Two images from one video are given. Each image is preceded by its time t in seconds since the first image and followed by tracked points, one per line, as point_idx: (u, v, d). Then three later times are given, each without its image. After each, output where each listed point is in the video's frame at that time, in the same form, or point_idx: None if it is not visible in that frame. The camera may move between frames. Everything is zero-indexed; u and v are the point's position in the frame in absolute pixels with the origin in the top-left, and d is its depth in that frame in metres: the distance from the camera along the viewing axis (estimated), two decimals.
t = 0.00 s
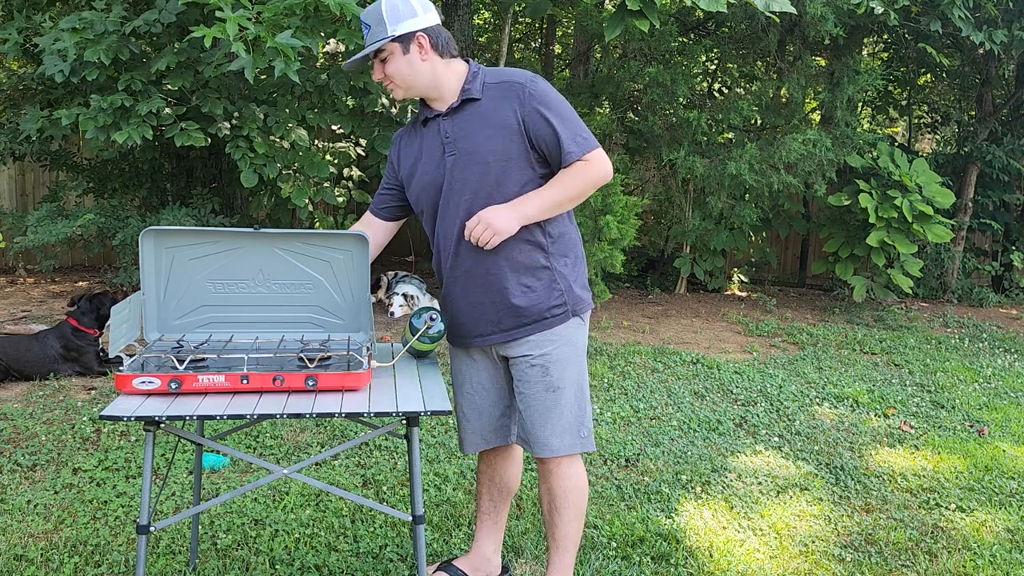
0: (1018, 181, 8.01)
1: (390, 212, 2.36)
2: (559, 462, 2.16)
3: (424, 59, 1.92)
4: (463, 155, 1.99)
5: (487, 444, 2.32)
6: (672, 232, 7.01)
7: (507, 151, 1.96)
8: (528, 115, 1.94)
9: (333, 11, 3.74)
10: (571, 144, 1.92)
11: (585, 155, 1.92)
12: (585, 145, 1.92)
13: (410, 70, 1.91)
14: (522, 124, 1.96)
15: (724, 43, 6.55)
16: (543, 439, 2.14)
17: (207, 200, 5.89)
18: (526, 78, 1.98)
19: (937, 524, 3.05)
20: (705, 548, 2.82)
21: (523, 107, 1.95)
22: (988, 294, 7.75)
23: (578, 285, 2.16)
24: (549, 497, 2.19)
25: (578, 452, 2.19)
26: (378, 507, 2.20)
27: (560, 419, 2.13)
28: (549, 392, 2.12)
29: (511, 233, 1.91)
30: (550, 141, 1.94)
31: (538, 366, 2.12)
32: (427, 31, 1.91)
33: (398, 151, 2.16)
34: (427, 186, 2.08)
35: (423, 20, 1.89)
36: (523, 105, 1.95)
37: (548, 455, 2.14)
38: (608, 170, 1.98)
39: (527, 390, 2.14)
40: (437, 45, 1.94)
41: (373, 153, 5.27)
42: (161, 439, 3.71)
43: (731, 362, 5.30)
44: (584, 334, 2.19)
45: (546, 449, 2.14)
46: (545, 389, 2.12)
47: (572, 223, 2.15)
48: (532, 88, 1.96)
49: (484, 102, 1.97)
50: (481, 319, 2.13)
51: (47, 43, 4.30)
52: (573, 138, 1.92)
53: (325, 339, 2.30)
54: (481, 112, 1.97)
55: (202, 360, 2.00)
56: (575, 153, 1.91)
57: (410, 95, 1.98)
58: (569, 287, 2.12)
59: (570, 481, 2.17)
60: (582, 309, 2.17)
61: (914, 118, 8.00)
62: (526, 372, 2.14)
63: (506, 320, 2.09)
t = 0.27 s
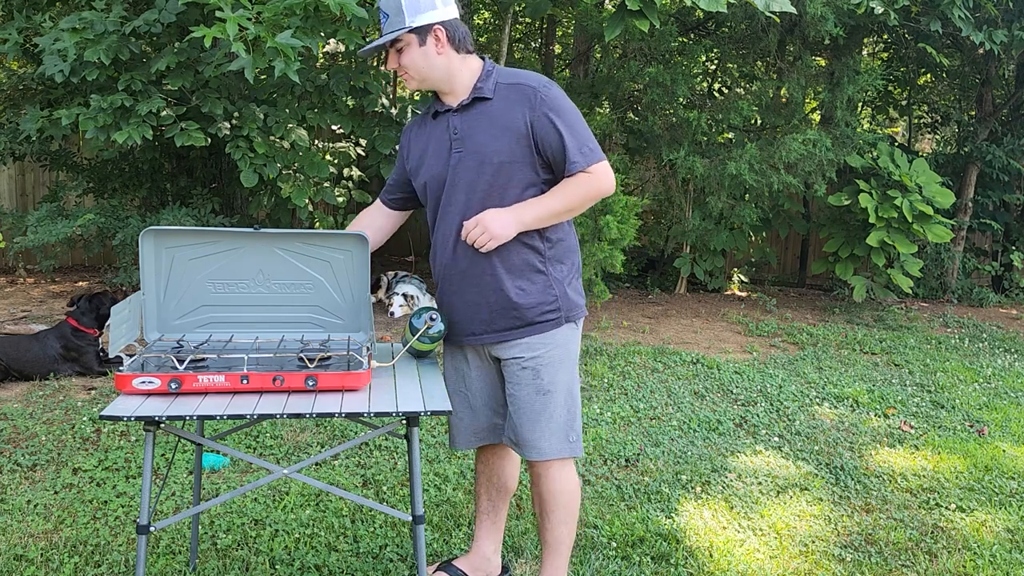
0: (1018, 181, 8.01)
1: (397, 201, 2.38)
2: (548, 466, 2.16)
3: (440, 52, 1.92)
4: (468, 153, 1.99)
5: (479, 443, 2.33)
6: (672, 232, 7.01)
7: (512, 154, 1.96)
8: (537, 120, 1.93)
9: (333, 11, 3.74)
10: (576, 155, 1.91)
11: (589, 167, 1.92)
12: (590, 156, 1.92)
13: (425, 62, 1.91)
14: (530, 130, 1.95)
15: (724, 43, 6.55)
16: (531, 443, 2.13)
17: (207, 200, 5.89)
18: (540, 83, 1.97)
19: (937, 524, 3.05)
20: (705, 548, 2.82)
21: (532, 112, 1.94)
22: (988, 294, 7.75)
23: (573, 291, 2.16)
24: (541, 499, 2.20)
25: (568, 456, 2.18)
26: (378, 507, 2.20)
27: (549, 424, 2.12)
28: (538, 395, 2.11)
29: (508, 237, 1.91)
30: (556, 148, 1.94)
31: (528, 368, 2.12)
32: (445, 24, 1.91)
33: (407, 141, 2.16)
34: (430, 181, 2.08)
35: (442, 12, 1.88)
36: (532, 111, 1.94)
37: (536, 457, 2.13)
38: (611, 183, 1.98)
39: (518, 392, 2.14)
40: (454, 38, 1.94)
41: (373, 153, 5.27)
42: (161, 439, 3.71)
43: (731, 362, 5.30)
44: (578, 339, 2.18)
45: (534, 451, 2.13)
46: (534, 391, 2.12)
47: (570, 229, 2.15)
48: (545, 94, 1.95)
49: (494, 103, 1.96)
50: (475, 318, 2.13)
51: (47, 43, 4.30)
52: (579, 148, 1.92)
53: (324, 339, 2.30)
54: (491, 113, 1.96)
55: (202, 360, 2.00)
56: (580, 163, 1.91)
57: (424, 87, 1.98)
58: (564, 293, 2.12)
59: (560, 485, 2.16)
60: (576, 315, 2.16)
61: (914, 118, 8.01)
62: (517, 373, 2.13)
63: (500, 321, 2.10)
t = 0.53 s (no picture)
0: (1018, 181, 8.01)
1: (416, 182, 2.41)
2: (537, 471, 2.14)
3: (468, 46, 1.92)
4: (476, 151, 1.99)
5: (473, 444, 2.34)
6: (672, 232, 7.01)
7: (517, 160, 1.95)
8: (547, 131, 1.91)
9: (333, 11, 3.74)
10: (580, 172, 1.89)
11: (592, 186, 1.89)
12: (595, 176, 1.89)
13: (453, 54, 1.92)
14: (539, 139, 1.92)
15: (724, 43, 6.54)
16: (516, 447, 2.12)
17: (207, 200, 5.89)
18: (560, 93, 1.93)
19: (937, 524, 3.05)
20: (705, 548, 2.82)
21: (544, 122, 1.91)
22: (988, 294, 7.75)
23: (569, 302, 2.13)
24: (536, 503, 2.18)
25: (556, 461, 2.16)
26: (378, 507, 2.20)
27: (534, 429, 2.10)
28: (523, 399, 2.11)
29: (498, 244, 1.91)
30: (562, 161, 1.91)
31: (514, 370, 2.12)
32: (477, 18, 1.91)
33: (426, 128, 2.17)
34: (440, 171, 2.10)
35: (474, 5, 1.88)
36: (544, 121, 1.91)
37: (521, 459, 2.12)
38: (614, 206, 1.94)
39: (505, 393, 2.14)
40: (485, 33, 1.94)
41: (373, 153, 5.27)
42: (161, 439, 3.71)
43: (731, 362, 5.30)
44: (570, 347, 2.16)
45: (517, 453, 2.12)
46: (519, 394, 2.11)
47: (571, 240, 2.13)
48: (561, 105, 1.91)
49: (510, 106, 1.95)
50: (470, 317, 2.14)
51: (47, 43, 4.30)
52: (585, 166, 1.88)
53: (324, 339, 2.30)
54: (504, 116, 1.95)
55: (202, 360, 2.00)
56: (583, 182, 1.88)
57: (449, 79, 1.98)
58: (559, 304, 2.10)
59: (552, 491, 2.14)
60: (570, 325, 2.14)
61: (914, 118, 8.00)
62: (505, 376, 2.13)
63: (492, 322, 2.10)
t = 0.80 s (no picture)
0: (1018, 181, 8.01)
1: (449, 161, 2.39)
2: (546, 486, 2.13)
3: (516, 41, 1.92)
4: (497, 150, 1.98)
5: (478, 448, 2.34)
6: (672, 233, 7.01)
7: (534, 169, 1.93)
8: (569, 146, 1.89)
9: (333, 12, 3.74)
10: (595, 195, 1.86)
11: (604, 211, 1.87)
12: (608, 202, 1.86)
13: (499, 49, 1.91)
14: (560, 152, 1.90)
15: (724, 43, 6.54)
16: (522, 462, 2.11)
17: (207, 200, 5.89)
18: (592, 108, 1.90)
19: (937, 524, 3.05)
20: (705, 548, 2.82)
21: (569, 134, 1.89)
22: (988, 294, 7.75)
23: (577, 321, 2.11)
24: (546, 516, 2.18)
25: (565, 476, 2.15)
26: (378, 507, 2.20)
27: (540, 444, 2.09)
28: (530, 414, 2.09)
29: (498, 253, 1.91)
30: (580, 179, 1.88)
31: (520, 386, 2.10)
32: (527, 15, 1.90)
33: (462, 117, 2.17)
34: (464, 162, 2.10)
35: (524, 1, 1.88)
36: (568, 135, 1.89)
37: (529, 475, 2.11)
38: (626, 234, 1.91)
39: (512, 406, 2.12)
40: (533, 30, 1.94)
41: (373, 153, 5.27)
42: (162, 439, 3.71)
43: (731, 362, 5.30)
44: (579, 362, 2.13)
45: (524, 468, 2.11)
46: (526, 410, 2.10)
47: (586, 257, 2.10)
48: (590, 121, 1.88)
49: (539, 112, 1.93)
50: (478, 317, 2.14)
51: (47, 43, 4.30)
52: (601, 189, 1.86)
53: (324, 339, 2.30)
54: (531, 122, 1.93)
55: (202, 360, 2.00)
56: (595, 205, 1.86)
57: (491, 74, 1.97)
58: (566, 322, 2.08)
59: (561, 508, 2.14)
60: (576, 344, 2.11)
61: (914, 118, 8.00)
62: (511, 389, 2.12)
63: (497, 326, 2.10)
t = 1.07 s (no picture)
0: (1018, 181, 8.01)
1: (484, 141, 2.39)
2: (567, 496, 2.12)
3: (564, 33, 1.88)
4: (534, 147, 1.94)
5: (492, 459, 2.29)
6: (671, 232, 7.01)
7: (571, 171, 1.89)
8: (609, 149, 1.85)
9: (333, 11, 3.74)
10: (634, 200, 1.82)
11: (643, 218, 1.82)
12: (647, 210, 1.81)
13: (546, 39, 1.87)
14: (600, 153, 1.86)
15: (725, 43, 6.54)
16: (546, 473, 2.10)
17: (207, 200, 5.89)
18: (637, 109, 1.85)
19: (938, 524, 3.05)
20: (705, 548, 2.82)
21: (611, 135, 1.85)
22: (988, 294, 7.75)
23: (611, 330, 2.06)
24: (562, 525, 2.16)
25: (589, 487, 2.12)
26: (378, 507, 2.20)
27: (567, 455, 2.07)
28: (556, 425, 2.07)
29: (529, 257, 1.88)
30: (619, 182, 1.84)
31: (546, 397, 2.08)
32: (578, 6, 1.87)
33: (503, 107, 2.13)
34: (501, 155, 2.07)
35: None
36: (609, 136, 1.84)
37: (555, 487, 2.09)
38: (665, 243, 1.86)
39: (538, 417, 2.10)
40: (582, 23, 1.90)
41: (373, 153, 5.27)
42: (162, 439, 3.71)
43: (731, 362, 5.30)
44: (610, 371, 2.10)
45: (551, 479, 2.09)
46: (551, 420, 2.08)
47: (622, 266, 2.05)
48: (633, 123, 1.83)
49: (580, 112, 1.89)
50: (508, 318, 2.11)
51: (47, 43, 4.30)
52: (640, 194, 1.81)
53: (324, 339, 2.30)
54: (572, 121, 1.89)
55: (202, 360, 2.00)
56: (633, 212, 1.82)
57: (535, 67, 1.94)
58: (599, 330, 2.03)
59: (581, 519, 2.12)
60: (608, 353, 2.07)
61: (914, 118, 8.00)
62: (537, 400, 2.10)
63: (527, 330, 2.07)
